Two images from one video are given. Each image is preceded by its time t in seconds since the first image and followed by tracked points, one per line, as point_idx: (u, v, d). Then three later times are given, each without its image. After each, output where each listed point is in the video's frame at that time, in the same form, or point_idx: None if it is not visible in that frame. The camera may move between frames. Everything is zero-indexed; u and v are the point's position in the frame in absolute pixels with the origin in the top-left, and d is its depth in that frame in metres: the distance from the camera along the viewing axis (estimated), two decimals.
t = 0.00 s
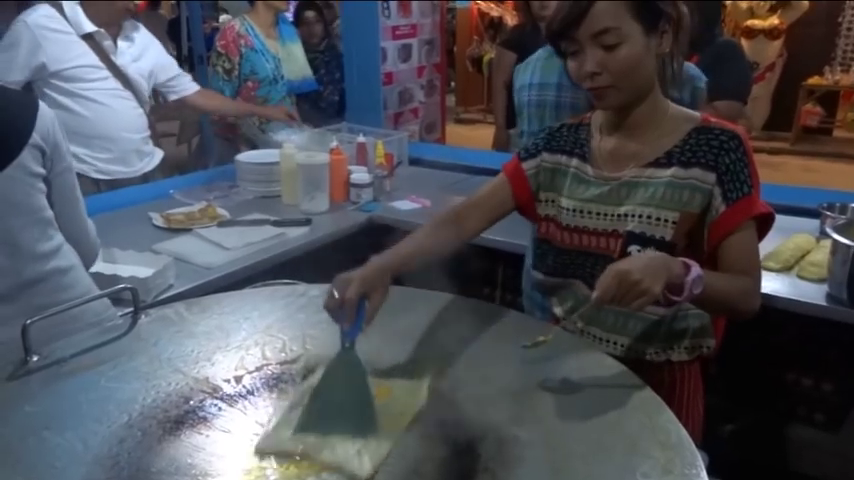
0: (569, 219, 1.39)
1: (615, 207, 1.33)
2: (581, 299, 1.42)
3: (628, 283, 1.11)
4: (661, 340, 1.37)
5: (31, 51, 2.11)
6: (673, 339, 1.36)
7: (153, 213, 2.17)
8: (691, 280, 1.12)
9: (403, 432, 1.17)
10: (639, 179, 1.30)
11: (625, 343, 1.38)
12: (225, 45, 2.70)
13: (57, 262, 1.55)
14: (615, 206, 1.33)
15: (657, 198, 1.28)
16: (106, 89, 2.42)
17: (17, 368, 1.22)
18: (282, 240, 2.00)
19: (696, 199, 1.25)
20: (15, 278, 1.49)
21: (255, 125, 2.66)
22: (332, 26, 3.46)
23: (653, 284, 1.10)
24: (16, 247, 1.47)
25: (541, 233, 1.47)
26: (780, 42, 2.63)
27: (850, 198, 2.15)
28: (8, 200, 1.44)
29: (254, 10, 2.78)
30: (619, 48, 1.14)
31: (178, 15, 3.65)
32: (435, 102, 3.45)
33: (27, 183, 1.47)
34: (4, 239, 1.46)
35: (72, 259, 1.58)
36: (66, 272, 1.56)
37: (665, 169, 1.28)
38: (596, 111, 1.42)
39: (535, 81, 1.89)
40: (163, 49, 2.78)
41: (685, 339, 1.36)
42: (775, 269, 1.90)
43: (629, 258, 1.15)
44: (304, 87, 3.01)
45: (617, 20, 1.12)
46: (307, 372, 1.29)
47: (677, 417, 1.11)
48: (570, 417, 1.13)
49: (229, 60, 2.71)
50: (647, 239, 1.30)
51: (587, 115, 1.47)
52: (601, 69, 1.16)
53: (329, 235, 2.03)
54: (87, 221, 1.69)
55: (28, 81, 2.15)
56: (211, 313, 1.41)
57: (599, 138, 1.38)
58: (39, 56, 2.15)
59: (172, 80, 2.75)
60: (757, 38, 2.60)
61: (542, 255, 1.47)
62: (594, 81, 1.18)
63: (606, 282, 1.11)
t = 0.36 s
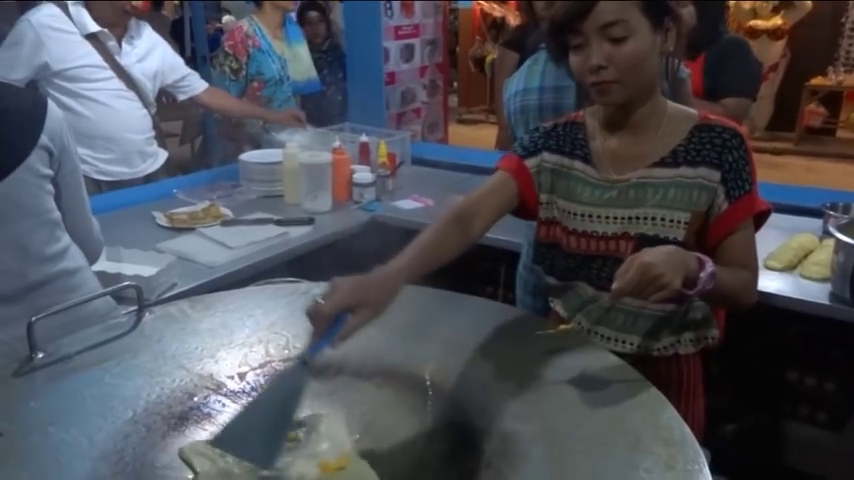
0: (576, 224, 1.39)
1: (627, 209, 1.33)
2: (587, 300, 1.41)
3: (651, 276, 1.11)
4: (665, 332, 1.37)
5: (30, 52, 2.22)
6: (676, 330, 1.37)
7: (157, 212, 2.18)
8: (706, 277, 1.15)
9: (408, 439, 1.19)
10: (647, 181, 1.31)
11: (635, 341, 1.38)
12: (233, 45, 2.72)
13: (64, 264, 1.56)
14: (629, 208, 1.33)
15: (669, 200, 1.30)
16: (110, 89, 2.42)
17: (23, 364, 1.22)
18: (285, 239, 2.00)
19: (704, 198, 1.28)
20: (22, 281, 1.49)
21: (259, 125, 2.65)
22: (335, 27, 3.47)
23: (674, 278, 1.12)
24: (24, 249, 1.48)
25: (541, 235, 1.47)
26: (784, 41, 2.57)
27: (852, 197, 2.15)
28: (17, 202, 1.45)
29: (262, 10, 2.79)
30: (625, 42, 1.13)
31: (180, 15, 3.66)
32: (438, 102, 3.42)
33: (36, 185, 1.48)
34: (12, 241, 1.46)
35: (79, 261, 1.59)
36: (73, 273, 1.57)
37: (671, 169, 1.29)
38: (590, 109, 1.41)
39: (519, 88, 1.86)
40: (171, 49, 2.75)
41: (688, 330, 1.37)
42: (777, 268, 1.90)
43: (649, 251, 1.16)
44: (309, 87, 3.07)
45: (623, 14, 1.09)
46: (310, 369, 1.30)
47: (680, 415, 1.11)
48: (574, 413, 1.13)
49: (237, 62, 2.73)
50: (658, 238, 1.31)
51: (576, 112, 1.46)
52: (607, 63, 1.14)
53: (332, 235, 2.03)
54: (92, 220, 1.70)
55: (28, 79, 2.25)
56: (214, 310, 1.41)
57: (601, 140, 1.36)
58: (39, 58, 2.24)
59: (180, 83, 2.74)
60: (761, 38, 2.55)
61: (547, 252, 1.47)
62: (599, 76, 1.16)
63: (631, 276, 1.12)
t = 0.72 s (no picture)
0: (581, 212, 1.39)
1: (635, 198, 1.33)
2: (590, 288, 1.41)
3: (656, 260, 1.12)
4: (676, 325, 1.35)
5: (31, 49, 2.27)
6: (686, 322, 1.35)
7: (165, 204, 2.19)
8: (713, 265, 1.14)
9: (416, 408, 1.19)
10: (656, 169, 1.30)
11: (638, 332, 1.37)
12: (246, 37, 2.75)
13: (76, 255, 1.57)
14: (636, 197, 1.32)
15: (677, 189, 1.29)
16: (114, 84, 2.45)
17: (36, 348, 1.24)
18: (293, 231, 2.01)
19: (713, 190, 1.26)
20: (35, 272, 1.50)
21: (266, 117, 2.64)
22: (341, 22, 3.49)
23: (680, 264, 1.13)
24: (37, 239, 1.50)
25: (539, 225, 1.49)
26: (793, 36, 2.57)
27: None
28: (29, 192, 1.46)
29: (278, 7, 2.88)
30: (641, 28, 1.15)
31: (188, 11, 3.69)
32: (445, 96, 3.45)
33: (47, 175, 1.49)
34: (26, 231, 1.48)
35: (91, 252, 1.60)
36: (85, 264, 1.59)
37: (681, 158, 1.28)
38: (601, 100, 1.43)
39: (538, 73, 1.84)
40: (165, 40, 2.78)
41: (699, 323, 1.35)
42: (785, 258, 1.90)
43: (657, 234, 1.16)
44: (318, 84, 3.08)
45: None
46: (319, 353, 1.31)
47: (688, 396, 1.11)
48: (582, 395, 1.14)
49: (248, 52, 2.76)
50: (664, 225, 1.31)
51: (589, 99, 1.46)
52: (620, 49, 1.17)
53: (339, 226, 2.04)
54: (104, 206, 1.70)
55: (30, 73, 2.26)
56: (225, 296, 1.43)
57: (610, 127, 1.37)
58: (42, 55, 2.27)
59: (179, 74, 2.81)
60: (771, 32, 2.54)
61: (550, 241, 1.46)
62: (611, 61, 1.19)
63: (635, 259, 1.12)
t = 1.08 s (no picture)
0: (596, 185, 1.37)
1: (649, 170, 1.31)
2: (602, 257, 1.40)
3: (669, 233, 1.12)
4: (686, 296, 1.36)
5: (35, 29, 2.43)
6: (697, 292, 1.35)
7: (177, 181, 2.21)
8: (724, 238, 1.14)
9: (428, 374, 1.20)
10: (671, 141, 1.29)
11: (653, 303, 1.37)
12: (257, 12, 2.74)
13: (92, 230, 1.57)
14: (651, 169, 1.31)
15: (692, 160, 1.28)
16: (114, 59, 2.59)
17: (55, 316, 1.27)
18: (303, 206, 2.01)
19: (727, 161, 1.26)
20: (53, 245, 1.49)
21: (272, 92, 2.71)
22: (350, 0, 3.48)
23: (692, 237, 1.12)
24: (53, 212, 1.49)
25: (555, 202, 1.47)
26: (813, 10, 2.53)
27: None
28: (43, 165, 1.46)
29: None
30: None
31: None
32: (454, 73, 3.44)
33: (60, 148, 1.50)
34: (44, 203, 1.47)
35: (106, 226, 1.60)
36: (101, 239, 1.58)
37: (695, 129, 1.27)
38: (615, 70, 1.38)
39: (571, 40, 1.94)
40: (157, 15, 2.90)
41: (709, 290, 1.35)
42: (798, 233, 1.89)
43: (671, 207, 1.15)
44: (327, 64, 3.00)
45: None
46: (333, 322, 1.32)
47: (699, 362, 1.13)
48: (592, 360, 1.16)
49: (261, 26, 2.74)
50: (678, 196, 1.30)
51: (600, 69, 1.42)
52: (635, 17, 1.16)
53: (349, 202, 2.04)
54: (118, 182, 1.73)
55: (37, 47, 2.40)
56: (239, 268, 1.45)
57: (624, 99, 1.34)
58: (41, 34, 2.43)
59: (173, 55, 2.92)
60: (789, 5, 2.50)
61: (563, 215, 1.45)
62: (626, 29, 1.18)
63: (648, 232, 1.11)
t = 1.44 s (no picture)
0: (617, 170, 1.36)
1: (672, 153, 1.30)
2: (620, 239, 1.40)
3: (704, 216, 1.11)
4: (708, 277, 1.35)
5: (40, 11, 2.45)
6: (717, 271, 1.35)
7: (190, 162, 2.22)
8: (752, 221, 1.13)
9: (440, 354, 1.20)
10: (692, 124, 1.28)
11: (678, 285, 1.36)
12: None
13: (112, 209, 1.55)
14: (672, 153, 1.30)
15: (714, 143, 1.27)
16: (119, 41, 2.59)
17: (73, 293, 1.29)
18: (316, 188, 2.01)
19: (749, 143, 1.25)
20: (73, 225, 1.49)
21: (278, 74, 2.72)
22: None
23: (725, 220, 1.11)
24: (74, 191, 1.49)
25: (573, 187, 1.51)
26: None
27: None
28: (66, 143, 1.46)
29: None
30: None
31: None
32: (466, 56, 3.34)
33: (87, 126, 1.51)
34: (65, 182, 1.47)
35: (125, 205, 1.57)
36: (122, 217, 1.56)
37: (716, 112, 1.26)
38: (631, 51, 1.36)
39: (596, 20, 1.94)
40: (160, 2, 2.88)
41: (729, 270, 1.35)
42: (814, 217, 1.87)
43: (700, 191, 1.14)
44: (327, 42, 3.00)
45: None
46: (346, 301, 1.33)
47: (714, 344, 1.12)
48: (606, 341, 1.16)
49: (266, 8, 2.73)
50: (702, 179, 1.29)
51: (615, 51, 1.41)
52: None
53: (362, 184, 2.04)
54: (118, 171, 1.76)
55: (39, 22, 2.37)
56: (253, 248, 1.46)
57: (644, 81, 1.32)
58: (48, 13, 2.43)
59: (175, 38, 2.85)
60: None
61: (580, 199, 1.44)
62: (646, 7, 1.15)
63: (680, 216, 1.10)
